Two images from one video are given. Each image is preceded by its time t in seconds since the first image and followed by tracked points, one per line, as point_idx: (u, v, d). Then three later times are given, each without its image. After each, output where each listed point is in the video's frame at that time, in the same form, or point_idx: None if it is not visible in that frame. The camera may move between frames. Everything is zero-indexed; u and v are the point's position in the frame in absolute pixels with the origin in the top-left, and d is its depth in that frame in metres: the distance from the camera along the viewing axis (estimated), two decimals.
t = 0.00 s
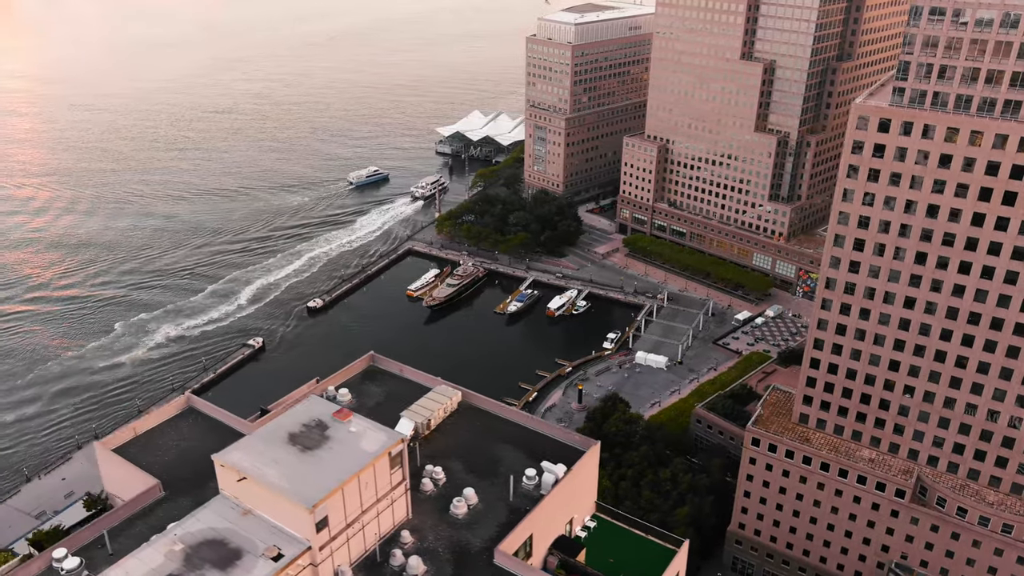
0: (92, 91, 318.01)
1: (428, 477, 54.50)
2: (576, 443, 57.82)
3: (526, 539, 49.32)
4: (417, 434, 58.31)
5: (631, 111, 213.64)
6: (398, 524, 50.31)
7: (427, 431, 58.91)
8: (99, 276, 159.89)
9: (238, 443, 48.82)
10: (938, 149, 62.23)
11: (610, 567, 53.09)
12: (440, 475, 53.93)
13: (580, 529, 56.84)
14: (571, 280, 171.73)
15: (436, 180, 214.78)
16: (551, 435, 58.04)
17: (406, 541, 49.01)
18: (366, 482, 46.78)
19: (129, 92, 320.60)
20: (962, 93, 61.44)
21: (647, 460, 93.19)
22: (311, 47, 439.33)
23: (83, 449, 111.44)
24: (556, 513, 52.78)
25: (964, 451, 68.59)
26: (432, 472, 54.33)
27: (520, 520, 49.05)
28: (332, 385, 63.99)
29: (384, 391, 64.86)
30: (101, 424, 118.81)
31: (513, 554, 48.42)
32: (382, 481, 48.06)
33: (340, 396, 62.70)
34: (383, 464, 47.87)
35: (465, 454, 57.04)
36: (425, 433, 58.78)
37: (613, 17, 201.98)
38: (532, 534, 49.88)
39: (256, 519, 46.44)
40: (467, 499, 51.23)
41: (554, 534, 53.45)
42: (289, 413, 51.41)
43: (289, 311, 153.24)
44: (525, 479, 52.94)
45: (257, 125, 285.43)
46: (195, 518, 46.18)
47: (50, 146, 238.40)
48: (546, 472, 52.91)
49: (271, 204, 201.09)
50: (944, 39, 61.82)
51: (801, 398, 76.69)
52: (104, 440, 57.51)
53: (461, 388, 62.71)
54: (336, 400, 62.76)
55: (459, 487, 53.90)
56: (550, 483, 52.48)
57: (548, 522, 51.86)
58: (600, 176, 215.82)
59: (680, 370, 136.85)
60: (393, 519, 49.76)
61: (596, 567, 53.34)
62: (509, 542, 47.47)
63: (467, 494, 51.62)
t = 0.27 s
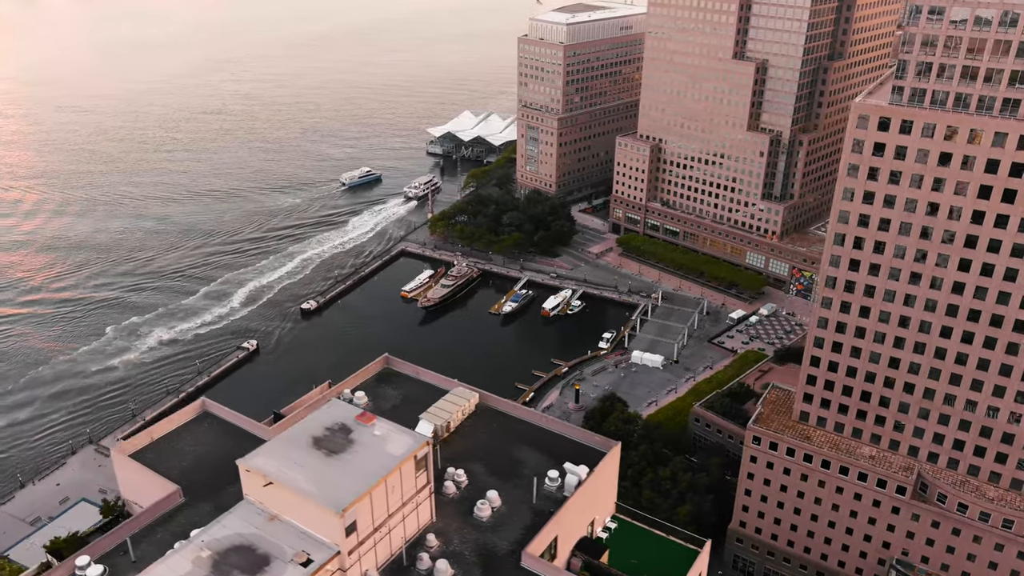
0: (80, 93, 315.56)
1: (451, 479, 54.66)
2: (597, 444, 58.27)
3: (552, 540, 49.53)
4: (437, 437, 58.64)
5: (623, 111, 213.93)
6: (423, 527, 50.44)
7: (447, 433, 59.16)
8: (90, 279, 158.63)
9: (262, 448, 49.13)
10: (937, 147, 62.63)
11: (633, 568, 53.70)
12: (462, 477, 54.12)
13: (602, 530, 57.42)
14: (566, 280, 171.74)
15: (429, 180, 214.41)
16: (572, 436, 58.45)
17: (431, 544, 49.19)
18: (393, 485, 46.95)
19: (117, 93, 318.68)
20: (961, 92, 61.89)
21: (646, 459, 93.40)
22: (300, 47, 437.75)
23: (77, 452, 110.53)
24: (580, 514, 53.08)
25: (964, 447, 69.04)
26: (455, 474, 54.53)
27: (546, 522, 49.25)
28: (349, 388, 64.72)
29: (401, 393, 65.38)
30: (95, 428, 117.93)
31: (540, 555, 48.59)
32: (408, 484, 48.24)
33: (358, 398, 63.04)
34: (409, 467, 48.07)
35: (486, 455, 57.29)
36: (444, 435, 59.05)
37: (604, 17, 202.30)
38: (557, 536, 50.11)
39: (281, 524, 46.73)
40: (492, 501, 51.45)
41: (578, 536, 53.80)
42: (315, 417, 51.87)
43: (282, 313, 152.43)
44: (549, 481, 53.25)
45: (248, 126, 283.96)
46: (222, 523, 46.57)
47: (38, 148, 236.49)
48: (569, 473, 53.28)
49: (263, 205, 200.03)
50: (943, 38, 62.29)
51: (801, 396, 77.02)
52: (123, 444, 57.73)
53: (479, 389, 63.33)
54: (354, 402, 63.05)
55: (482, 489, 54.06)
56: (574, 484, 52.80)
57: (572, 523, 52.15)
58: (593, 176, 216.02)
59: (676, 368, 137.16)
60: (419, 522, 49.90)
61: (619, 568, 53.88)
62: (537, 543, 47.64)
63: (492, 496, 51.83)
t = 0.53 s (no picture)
0: (66, 94, 312.80)
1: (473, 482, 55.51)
2: (616, 446, 59.32)
3: (576, 543, 50.52)
4: (458, 440, 59.47)
5: (615, 111, 214.09)
6: (448, 530, 51.13)
7: (466, 436, 59.97)
8: (81, 283, 157.29)
9: (286, 454, 49.47)
10: (937, 145, 63.00)
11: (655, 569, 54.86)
12: (485, 480, 54.97)
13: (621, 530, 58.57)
14: (560, 280, 171.72)
15: (422, 181, 213.94)
16: (591, 439, 59.48)
17: (457, 546, 49.91)
18: (420, 489, 47.34)
19: (104, 94, 316.15)
20: (960, 91, 62.31)
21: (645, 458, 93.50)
22: (289, 48, 435.86)
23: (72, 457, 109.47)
24: (602, 516, 54.17)
25: (964, 444, 69.48)
26: (477, 477, 55.38)
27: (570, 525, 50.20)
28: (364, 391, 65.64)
29: (416, 396, 66.20)
30: (89, 432, 116.85)
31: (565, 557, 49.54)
32: (435, 486, 48.62)
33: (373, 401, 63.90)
34: (436, 470, 48.39)
35: (507, 458, 58.20)
36: (464, 438, 59.85)
37: (596, 16, 202.46)
38: (581, 538, 51.14)
39: (309, 530, 47.20)
40: (516, 503, 52.36)
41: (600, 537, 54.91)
42: (339, 421, 52.31)
43: (276, 315, 151.54)
44: (571, 483, 54.27)
45: (238, 127, 282.33)
46: (248, 530, 47.10)
47: (25, 150, 234.26)
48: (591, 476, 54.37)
49: (255, 207, 198.89)
50: (942, 37, 62.72)
51: (801, 394, 77.30)
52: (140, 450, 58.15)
53: (496, 392, 64.19)
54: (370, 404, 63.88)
55: (505, 492, 54.94)
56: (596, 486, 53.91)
57: (594, 525, 53.20)
58: (586, 176, 216.09)
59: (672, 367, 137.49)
60: (445, 525, 50.66)
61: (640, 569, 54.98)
62: (563, 546, 48.61)
63: (516, 499, 52.76)
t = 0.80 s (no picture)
0: (53, 96, 310.33)
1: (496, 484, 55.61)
2: (637, 446, 59.57)
3: (602, 544, 50.70)
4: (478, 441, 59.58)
5: (606, 111, 214.26)
6: (473, 533, 51.22)
7: (486, 437, 60.06)
8: (72, 286, 155.97)
9: (310, 458, 49.22)
10: (938, 144, 63.34)
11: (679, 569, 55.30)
12: (508, 482, 55.07)
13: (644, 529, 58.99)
14: (554, 280, 171.60)
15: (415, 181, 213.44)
16: (613, 439, 59.70)
17: (483, 548, 50.03)
18: (448, 491, 47.46)
19: (90, 96, 313.59)
20: (959, 90, 62.72)
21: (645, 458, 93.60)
22: (277, 49, 434.09)
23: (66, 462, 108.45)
24: (626, 516, 54.38)
25: (964, 440, 69.92)
26: (500, 479, 55.48)
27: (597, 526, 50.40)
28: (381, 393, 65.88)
29: (434, 398, 66.35)
30: (83, 437, 115.78)
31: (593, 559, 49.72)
32: (462, 489, 48.77)
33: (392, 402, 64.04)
34: (463, 472, 48.53)
35: (529, 460, 58.35)
36: (484, 439, 59.95)
37: (587, 16, 202.61)
38: (607, 539, 51.37)
39: (334, 535, 47.06)
40: (540, 505, 52.50)
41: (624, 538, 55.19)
42: (362, 424, 52.25)
43: (270, 317, 150.65)
44: (595, 484, 54.46)
45: (227, 128, 280.74)
46: (275, 535, 46.96)
47: (12, 152, 232.18)
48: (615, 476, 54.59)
49: (246, 208, 197.81)
50: (942, 36, 63.14)
51: (802, 392, 77.57)
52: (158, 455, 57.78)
53: (514, 393, 64.36)
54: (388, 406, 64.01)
55: (529, 493, 55.06)
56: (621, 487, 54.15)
57: (619, 526, 53.41)
58: (578, 176, 216.17)
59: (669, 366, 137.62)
60: (471, 528, 50.77)
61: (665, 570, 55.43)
62: (591, 547, 48.77)
63: (541, 501, 52.90)
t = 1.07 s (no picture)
0: (40, 97, 307.83)
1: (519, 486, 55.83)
2: (658, 447, 59.96)
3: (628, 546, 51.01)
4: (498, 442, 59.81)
5: (599, 111, 214.41)
6: (499, 536, 51.32)
7: (507, 440, 60.30)
8: (63, 289, 154.63)
9: (336, 462, 48.99)
10: (938, 142, 63.66)
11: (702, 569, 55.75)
12: (531, 484, 55.32)
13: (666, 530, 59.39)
14: (549, 280, 171.57)
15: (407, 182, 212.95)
16: (633, 441, 60.06)
17: (510, 550, 50.19)
18: (477, 494, 47.43)
19: (77, 97, 311.00)
20: (959, 89, 63.11)
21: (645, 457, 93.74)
22: (265, 49, 432.16)
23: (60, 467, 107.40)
24: (649, 518, 54.75)
25: (964, 436, 70.39)
26: (523, 481, 55.71)
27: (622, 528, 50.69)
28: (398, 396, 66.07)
29: (451, 400, 66.70)
30: (77, 442, 114.71)
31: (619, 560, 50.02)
32: (489, 491, 48.75)
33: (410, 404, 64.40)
34: (490, 475, 48.50)
35: (551, 462, 58.59)
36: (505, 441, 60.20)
37: (579, 16, 202.78)
38: (632, 541, 51.69)
39: (363, 539, 46.89)
40: (565, 507, 52.72)
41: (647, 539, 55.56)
42: (385, 427, 52.03)
43: (264, 319, 149.73)
44: (619, 486, 54.76)
45: (217, 129, 279.24)
46: (304, 540, 46.65)
47: None
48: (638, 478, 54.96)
49: (238, 209, 196.70)
50: (941, 35, 63.53)
51: (802, 390, 77.88)
52: (178, 461, 57.70)
53: (532, 394, 64.75)
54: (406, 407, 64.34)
55: (552, 495, 55.29)
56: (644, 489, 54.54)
57: (643, 528, 53.74)
58: (570, 176, 216.24)
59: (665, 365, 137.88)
60: (497, 530, 50.88)
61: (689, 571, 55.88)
62: (618, 549, 49.08)
63: (565, 503, 53.15)
